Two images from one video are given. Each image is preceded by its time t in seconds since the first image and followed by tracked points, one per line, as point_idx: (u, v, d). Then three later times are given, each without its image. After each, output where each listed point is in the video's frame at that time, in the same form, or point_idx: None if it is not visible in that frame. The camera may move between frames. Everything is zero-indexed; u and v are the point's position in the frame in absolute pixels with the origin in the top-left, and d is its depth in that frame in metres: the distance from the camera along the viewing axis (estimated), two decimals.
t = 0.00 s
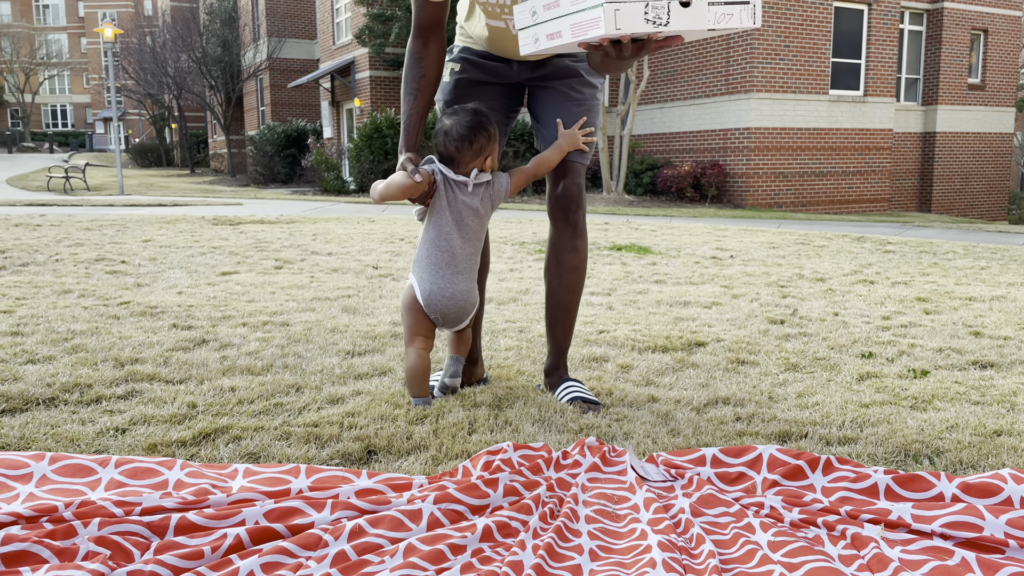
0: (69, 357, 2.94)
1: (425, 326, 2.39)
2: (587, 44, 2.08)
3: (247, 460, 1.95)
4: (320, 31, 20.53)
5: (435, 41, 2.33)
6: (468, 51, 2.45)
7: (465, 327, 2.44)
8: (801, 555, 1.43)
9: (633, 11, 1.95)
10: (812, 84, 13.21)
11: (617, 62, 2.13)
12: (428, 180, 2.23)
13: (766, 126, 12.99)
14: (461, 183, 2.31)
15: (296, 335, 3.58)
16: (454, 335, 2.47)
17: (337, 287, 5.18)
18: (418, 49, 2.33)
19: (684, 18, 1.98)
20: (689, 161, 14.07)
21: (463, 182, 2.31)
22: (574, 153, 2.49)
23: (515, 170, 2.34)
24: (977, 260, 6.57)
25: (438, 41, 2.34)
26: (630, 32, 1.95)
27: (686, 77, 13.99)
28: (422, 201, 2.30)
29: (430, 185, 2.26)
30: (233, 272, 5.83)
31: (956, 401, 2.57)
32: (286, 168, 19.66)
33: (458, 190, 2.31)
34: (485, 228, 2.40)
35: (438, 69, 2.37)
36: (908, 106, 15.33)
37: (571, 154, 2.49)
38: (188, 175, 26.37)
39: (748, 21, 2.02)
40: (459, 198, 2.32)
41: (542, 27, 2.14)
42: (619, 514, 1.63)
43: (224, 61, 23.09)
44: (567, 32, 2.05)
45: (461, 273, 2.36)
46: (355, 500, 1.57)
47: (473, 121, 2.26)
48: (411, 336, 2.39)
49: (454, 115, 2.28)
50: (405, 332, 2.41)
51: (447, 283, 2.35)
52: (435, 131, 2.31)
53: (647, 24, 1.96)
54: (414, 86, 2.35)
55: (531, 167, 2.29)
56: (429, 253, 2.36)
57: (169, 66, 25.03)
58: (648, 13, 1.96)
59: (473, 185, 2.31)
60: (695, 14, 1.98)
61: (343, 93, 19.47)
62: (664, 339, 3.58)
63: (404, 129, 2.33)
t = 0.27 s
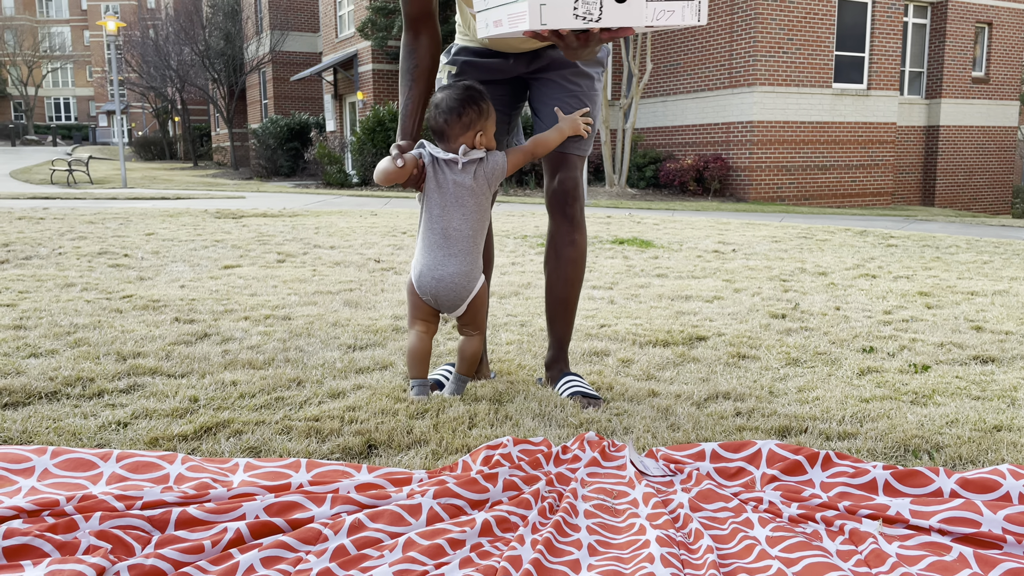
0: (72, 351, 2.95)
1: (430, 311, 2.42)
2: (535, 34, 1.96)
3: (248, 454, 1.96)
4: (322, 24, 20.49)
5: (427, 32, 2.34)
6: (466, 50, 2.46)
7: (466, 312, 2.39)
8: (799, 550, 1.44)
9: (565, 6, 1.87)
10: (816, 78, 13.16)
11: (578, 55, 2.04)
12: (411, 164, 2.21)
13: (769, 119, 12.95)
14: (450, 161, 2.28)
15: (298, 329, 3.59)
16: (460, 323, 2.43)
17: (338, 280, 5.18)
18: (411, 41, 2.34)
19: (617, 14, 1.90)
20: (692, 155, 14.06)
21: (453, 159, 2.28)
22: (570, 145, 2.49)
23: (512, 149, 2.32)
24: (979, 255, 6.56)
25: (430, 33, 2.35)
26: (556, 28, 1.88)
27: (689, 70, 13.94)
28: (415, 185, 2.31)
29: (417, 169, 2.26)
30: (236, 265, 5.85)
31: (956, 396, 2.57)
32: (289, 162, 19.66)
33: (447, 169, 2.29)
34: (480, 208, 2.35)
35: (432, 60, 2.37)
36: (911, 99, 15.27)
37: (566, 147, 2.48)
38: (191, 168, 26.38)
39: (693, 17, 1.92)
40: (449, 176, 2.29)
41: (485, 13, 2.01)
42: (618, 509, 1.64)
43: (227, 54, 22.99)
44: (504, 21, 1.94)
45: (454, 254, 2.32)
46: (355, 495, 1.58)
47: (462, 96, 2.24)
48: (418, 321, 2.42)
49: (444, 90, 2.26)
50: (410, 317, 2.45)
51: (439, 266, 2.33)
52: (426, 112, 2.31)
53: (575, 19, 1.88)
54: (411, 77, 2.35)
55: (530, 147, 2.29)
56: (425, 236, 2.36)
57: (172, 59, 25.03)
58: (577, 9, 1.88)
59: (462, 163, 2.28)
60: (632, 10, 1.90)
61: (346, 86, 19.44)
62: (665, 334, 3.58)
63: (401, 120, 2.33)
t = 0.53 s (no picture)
0: (54, 345, 2.93)
1: (387, 321, 2.36)
2: (480, 28, 2.05)
3: (221, 453, 1.95)
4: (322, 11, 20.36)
5: (400, 28, 2.44)
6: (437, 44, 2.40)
7: (425, 329, 2.33)
8: (767, 554, 1.42)
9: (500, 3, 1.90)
10: (818, 66, 13.08)
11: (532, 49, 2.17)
12: (379, 165, 2.27)
13: (770, 108, 12.88)
14: (418, 167, 2.26)
15: (285, 323, 3.57)
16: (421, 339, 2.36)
17: (331, 272, 5.16)
18: (385, 37, 2.45)
19: (554, 6, 1.92)
20: (693, 143, 14.00)
21: (422, 166, 2.25)
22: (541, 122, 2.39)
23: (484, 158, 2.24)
24: (978, 245, 6.52)
25: (403, 29, 2.44)
26: (490, 23, 1.92)
27: (692, 58, 13.87)
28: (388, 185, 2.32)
29: (386, 172, 2.29)
30: (229, 256, 5.82)
31: (944, 392, 2.55)
32: (289, 150, 19.57)
33: (414, 174, 2.26)
34: (443, 223, 2.28)
35: (407, 57, 2.47)
36: (914, 87, 15.17)
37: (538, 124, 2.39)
38: (192, 156, 26.30)
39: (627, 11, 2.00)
40: (413, 183, 2.27)
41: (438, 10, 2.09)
42: (590, 511, 1.62)
43: (227, 41, 22.77)
44: (449, 17, 2.01)
45: (409, 266, 2.28)
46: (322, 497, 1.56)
47: (437, 102, 2.22)
48: (378, 333, 2.36)
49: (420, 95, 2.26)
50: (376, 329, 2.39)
51: (394, 277, 2.29)
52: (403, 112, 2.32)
53: (511, 13, 1.91)
54: (385, 73, 2.45)
55: (504, 150, 2.23)
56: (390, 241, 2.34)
57: (173, 47, 24.90)
58: (513, 4, 1.91)
59: (429, 171, 2.24)
60: (571, 4, 1.92)
61: (346, 74, 19.34)
62: (654, 328, 3.55)
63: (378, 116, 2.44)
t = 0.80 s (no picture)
0: (50, 333, 2.89)
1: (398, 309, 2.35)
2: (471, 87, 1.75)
3: (214, 448, 1.90)
4: None
5: (413, 15, 2.35)
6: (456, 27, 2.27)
7: (430, 319, 2.30)
8: (775, 560, 1.37)
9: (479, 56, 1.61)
10: (830, 47, 12.88)
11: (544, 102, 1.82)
12: (373, 158, 2.21)
13: (782, 90, 12.68)
14: (413, 155, 2.21)
15: (285, 309, 3.52)
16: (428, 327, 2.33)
17: (334, 256, 5.10)
18: (398, 25, 2.37)
19: (541, 56, 1.60)
20: (704, 126, 13.84)
21: (416, 154, 2.20)
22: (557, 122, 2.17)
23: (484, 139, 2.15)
24: (991, 230, 6.41)
25: (415, 17, 2.35)
26: (471, 82, 1.63)
27: (701, 39, 13.64)
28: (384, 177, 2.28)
29: (381, 164, 2.23)
30: (233, 240, 5.77)
31: (956, 384, 2.48)
32: (297, 132, 19.47)
33: (410, 162, 2.22)
34: (444, 210, 2.23)
35: (418, 46, 2.39)
36: (928, 69, 14.93)
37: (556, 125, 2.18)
38: (200, 137, 26.24)
39: (640, 56, 1.60)
40: (410, 172, 2.22)
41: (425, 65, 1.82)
42: (590, 511, 1.57)
43: (234, 22, 22.52)
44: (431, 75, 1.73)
45: (412, 255, 2.25)
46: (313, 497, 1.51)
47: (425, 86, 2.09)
48: (388, 320, 2.36)
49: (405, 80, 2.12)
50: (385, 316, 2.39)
51: (398, 266, 2.27)
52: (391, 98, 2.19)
53: (493, 70, 1.61)
54: (394, 62, 2.38)
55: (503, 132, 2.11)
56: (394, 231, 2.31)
57: (180, 27, 24.76)
58: (494, 57, 1.60)
59: (425, 158, 2.19)
60: (562, 53, 1.59)
61: (353, 55, 19.19)
62: (660, 315, 3.49)
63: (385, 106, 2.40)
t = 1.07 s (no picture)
0: (75, 307, 2.92)
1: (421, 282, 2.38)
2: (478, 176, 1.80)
3: (234, 422, 1.91)
4: None
5: None
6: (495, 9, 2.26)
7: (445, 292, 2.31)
8: (795, 542, 1.35)
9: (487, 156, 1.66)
10: (864, 20, 12.58)
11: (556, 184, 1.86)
12: (389, 136, 2.23)
13: (813, 64, 12.44)
14: (425, 132, 2.23)
15: (307, 286, 3.52)
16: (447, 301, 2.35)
17: (357, 233, 5.10)
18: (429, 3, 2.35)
19: (549, 161, 1.66)
20: (732, 101, 13.61)
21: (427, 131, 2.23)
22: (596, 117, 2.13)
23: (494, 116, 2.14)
24: None
25: None
26: (475, 179, 1.67)
27: (730, 12, 13.34)
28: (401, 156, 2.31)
29: (396, 142, 2.25)
30: (256, 216, 5.79)
31: (987, 366, 2.42)
32: (321, 108, 19.45)
33: (423, 139, 2.24)
34: (459, 184, 2.25)
35: (446, 26, 2.37)
36: (963, 43, 14.52)
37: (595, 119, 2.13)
38: (225, 113, 26.33)
39: (653, 168, 1.67)
40: (423, 148, 2.25)
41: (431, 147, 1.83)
42: (608, 490, 1.55)
43: None
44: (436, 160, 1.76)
45: (428, 229, 2.27)
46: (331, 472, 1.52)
47: (437, 59, 2.14)
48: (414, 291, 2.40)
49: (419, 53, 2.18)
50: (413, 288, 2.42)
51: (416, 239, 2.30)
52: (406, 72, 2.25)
53: (498, 170, 1.66)
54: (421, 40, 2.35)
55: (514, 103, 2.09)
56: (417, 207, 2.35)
57: (205, 3, 24.77)
58: (500, 157, 1.66)
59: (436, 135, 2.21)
60: (570, 159, 1.67)
61: (377, 30, 19.08)
62: (684, 294, 3.44)
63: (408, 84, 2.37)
